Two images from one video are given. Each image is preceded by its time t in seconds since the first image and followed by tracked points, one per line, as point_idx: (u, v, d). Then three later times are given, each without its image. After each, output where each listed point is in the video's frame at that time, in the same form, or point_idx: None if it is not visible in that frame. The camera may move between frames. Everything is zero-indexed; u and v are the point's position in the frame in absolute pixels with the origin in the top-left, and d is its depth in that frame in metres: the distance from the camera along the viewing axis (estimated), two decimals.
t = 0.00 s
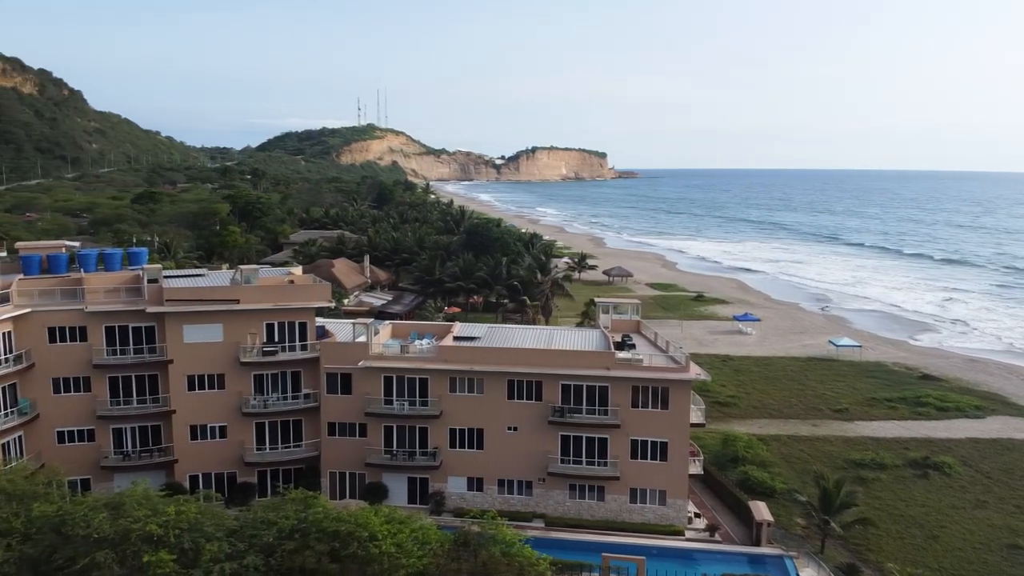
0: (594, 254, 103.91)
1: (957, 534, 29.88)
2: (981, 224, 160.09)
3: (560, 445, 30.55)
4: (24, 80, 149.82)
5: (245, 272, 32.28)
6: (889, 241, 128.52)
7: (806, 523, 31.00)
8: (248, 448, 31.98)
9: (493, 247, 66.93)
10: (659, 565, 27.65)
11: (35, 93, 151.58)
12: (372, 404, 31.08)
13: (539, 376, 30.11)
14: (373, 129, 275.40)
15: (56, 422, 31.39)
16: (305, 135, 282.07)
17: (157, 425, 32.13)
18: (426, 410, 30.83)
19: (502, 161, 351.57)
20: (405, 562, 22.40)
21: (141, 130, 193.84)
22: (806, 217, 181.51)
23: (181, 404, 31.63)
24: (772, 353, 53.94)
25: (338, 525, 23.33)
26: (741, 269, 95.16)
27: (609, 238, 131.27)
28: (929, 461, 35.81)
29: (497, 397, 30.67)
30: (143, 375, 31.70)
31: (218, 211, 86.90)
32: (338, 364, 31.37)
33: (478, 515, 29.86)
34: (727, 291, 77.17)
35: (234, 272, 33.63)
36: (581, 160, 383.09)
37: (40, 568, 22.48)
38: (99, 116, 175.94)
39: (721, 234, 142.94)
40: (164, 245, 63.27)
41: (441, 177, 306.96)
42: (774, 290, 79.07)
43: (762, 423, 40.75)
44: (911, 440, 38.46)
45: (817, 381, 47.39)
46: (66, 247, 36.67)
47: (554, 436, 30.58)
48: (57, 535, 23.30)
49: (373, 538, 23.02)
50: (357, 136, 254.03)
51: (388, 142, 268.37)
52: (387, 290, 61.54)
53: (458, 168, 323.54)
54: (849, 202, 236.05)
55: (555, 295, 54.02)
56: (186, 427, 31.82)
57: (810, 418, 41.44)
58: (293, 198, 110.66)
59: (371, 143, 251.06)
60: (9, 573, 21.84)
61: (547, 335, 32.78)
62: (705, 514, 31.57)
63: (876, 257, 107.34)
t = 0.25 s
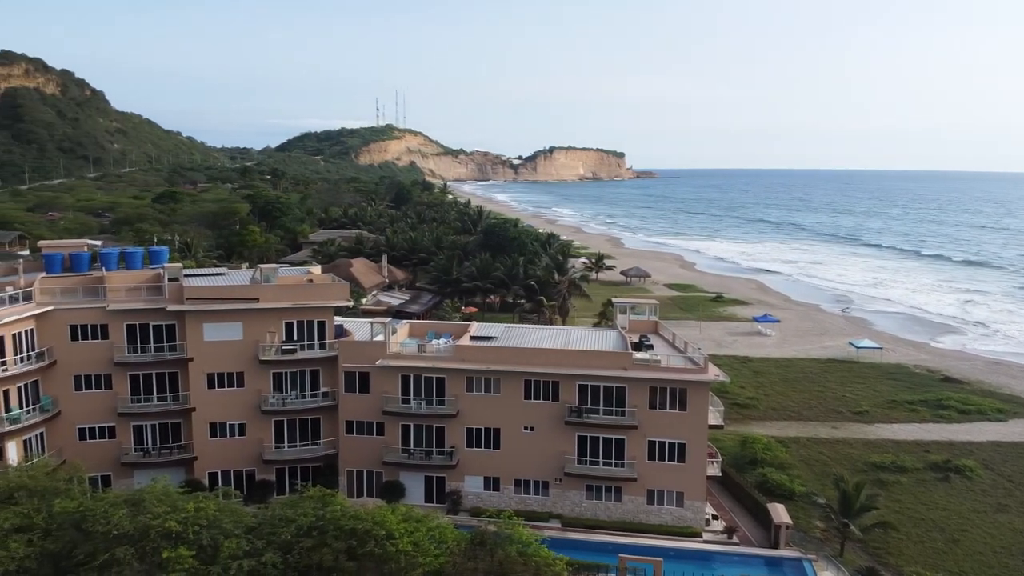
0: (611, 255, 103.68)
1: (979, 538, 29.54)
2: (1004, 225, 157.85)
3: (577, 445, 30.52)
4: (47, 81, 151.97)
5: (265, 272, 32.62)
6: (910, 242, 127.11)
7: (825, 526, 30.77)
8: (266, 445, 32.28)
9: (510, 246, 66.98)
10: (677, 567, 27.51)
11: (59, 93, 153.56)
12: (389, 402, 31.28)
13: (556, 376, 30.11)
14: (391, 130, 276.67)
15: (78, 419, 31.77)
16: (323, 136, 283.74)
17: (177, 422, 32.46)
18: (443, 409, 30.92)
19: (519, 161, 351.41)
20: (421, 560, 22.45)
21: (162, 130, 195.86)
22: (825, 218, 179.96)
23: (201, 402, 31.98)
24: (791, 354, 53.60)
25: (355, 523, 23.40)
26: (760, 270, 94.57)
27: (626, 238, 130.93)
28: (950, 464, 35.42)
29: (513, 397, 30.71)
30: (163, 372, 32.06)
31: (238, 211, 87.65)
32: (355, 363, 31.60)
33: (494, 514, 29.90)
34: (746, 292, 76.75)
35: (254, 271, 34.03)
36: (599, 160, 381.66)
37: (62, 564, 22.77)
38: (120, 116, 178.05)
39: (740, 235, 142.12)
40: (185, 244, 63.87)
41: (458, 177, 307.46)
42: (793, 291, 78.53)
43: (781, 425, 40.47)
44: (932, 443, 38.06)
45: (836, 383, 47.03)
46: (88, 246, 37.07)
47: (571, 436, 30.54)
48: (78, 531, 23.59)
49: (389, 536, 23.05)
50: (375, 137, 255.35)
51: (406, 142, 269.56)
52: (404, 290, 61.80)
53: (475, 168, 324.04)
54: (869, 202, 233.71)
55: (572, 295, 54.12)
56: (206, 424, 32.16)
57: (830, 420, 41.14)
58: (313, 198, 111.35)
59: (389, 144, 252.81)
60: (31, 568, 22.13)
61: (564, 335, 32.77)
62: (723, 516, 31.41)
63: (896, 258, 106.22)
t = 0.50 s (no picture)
0: (629, 255, 103.40)
1: (1000, 542, 29.18)
2: None
3: (594, 446, 30.47)
4: (70, 81, 153.31)
5: (284, 271, 32.90)
6: (931, 244, 125.65)
7: (845, 529, 30.52)
8: (285, 443, 32.60)
9: (527, 246, 66.96)
10: (694, 569, 27.39)
11: (82, 94, 155.36)
12: (407, 401, 31.41)
13: (573, 376, 30.09)
14: (408, 130, 277.71)
15: (99, 416, 32.16)
16: (341, 136, 285.14)
17: (197, 420, 32.79)
18: (460, 408, 31.01)
19: (537, 161, 351.05)
20: (438, 559, 22.51)
21: (183, 130, 197.82)
22: (846, 219, 178.30)
23: (221, 399, 32.30)
24: (810, 356, 53.21)
25: (372, 521, 23.48)
26: (779, 271, 93.90)
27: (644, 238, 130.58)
28: (971, 467, 35.02)
29: (530, 397, 30.73)
30: (183, 370, 32.40)
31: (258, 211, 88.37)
32: (373, 362, 31.79)
33: (511, 514, 29.95)
34: (765, 294, 76.31)
35: (273, 270, 34.34)
36: (617, 160, 380.21)
37: (83, 559, 23.04)
38: (142, 116, 180.05)
39: (758, 236, 141.21)
40: (206, 243, 64.47)
41: (475, 177, 307.80)
42: (812, 293, 77.94)
43: (800, 427, 40.19)
44: (953, 446, 37.64)
45: (857, 385, 46.64)
46: (110, 245, 37.56)
47: (588, 436, 30.50)
48: (98, 526, 23.89)
49: (406, 534, 23.08)
50: (392, 137, 256.43)
51: (423, 142, 270.48)
52: (422, 289, 62.01)
53: (493, 169, 324.34)
54: (890, 203, 231.27)
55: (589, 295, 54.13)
56: (225, 422, 32.47)
57: (849, 422, 40.81)
58: (331, 198, 112.01)
59: (406, 145, 253.97)
60: (52, 563, 22.41)
61: (581, 335, 32.73)
62: (741, 518, 31.26)
63: (917, 260, 105.05)
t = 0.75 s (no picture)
0: (647, 256, 103.06)
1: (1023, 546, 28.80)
2: None
3: (611, 447, 30.39)
4: (92, 82, 153.56)
5: (303, 270, 33.17)
6: (954, 245, 124.09)
7: (864, 532, 30.27)
8: (304, 441, 32.92)
9: (545, 246, 66.87)
10: (712, 571, 27.28)
11: (104, 94, 156.92)
12: (424, 400, 31.52)
13: (590, 377, 30.05)
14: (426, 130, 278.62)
15: (120, 413, 32.54)
16: (360, 137, 286.48)
17: (216, 417, 33.11)
18: (476, 408, 31.08)
19: (554, 160, 350.41)
20: (454, 557, 22.55)
21: (203, 131, 199.65)
22: (866, 220, 176.49)
23: (240, 397, 32.63)
24: (830, 358, 52.79)
25: (389, 519, 23.54)
26: (798, 272, 93.19)
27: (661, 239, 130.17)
28: (993, 471, 34.60)
29: (547, 397, 30.73)
30: (203, 368, 32.73)
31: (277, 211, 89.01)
32: (391, 361, 31.98)
33: (527, 514, 29.99)
34: (784, 295, 75.81)
35: (292, 269, 34.66)
36: (635, 160, 378.72)
37: (103, 554, 23.33)
38: (163, 117, 181.96)
39: (777, 237, 140.22)
40: (226, 243, 65.07)
41: (493, 177, 308.07)
42: (831, 294, 77.32)
43: (819, 429, 39.88)
44: (975, 449, 37.20)
45: (877, 388, 46.21)
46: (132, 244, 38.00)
47: (605, 437, 30.44)
48: (118, 522, 24.17)
49: (423, 532, 23.14)
50: (410, 138, 257.37)
51: (441, 142, 271.19)
52: (439, 289, 62.17)
53: (511, 169, 324.44)
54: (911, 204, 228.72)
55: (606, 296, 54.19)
56: (245, 419, 32.82)
57: (870, 425, 40.45)
58: (350, 198, 112.62)
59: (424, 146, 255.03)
60: (73, 559, 22.71)
61: (598, 336, 32.65)
62: (759, 520, 31.07)
63: (939, 261, 103.80)
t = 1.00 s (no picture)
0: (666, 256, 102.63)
1: None
2: None
3: (628, 447, 30.33)
4: (114, 83, 154.88)
5: (322, 269, 33.44)
6: (977, 247, 122.41)
7: (884, 535, 30.00)
8: (322, 439, 33.19)
9: (562, 247, 66.72)
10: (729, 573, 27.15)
11: (126, 95, 158.58)
12: (441, 399, 31.62)
13: (607, 377, 30.00)
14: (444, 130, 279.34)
15: (140, 410, 32.89)
16: (378, 137, 287.74)
17: (235, 415, 33.42)
18: (493, 407, 31.14)
19: (572, 160, 349.70)
20: (470, 556, 22.57)
21: (223, 131, 201.31)
22: (887, 221, 174.59)
23: (259, 395, 32.93)
24: (850, 359, 52.31)
25: (407, 517, 23.61)
26: (818, 273, 92.48)
27: (679, 240, 129.68)
28: (1016, 475, 34.14)
29: (563, 397, 30.71)
30: (223, 366, 33.08)
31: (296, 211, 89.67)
32: (408, 360, 32.14)
33: (544, 514, 30.00)
34: (805, 296, 75.25)
35: (311, 268, 34.94)
36: (654, 160, 377.02)
37: (123, 550, 23.61)
38: (184, 117, 183.64)
39: (796, 237, 139.18)
40: (246, 242, 65.68)
41: (510, 177, 308.13)
42: (851, 295, 76.66)
43: (839, 431, 39.56)
44: (998, 452, 36.72)
45: (898, 390, 45.72)
46: (153, 243, 38.42)
47: (622, 438, 30.37)
48: (138, 518, 24.44)
49: (440, 531, 23.20)
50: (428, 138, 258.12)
51: (458, 143, 271.69)
52: (456, 289, 62.30)
53: (528, 169, 324.26)
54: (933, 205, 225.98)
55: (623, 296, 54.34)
56: (264, 417, 33.14)
57: (890, 427, 40.05)
58: (368, 198, 113.13)
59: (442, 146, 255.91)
60: (93, 554, 23.02)
61: (615, 336, 32.57)
62: (777, 522, 30.88)
63: (961, 263, 102.50)
